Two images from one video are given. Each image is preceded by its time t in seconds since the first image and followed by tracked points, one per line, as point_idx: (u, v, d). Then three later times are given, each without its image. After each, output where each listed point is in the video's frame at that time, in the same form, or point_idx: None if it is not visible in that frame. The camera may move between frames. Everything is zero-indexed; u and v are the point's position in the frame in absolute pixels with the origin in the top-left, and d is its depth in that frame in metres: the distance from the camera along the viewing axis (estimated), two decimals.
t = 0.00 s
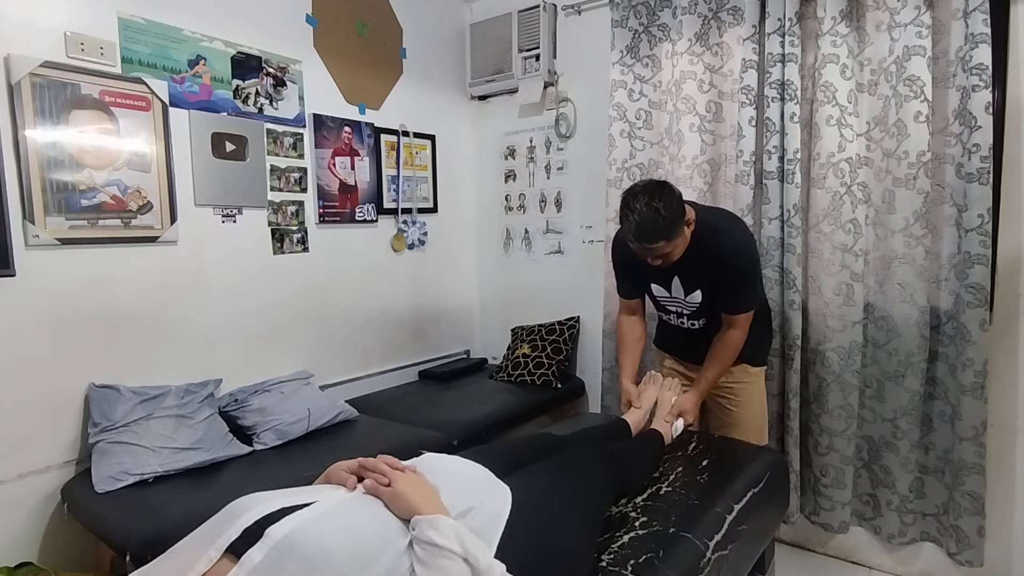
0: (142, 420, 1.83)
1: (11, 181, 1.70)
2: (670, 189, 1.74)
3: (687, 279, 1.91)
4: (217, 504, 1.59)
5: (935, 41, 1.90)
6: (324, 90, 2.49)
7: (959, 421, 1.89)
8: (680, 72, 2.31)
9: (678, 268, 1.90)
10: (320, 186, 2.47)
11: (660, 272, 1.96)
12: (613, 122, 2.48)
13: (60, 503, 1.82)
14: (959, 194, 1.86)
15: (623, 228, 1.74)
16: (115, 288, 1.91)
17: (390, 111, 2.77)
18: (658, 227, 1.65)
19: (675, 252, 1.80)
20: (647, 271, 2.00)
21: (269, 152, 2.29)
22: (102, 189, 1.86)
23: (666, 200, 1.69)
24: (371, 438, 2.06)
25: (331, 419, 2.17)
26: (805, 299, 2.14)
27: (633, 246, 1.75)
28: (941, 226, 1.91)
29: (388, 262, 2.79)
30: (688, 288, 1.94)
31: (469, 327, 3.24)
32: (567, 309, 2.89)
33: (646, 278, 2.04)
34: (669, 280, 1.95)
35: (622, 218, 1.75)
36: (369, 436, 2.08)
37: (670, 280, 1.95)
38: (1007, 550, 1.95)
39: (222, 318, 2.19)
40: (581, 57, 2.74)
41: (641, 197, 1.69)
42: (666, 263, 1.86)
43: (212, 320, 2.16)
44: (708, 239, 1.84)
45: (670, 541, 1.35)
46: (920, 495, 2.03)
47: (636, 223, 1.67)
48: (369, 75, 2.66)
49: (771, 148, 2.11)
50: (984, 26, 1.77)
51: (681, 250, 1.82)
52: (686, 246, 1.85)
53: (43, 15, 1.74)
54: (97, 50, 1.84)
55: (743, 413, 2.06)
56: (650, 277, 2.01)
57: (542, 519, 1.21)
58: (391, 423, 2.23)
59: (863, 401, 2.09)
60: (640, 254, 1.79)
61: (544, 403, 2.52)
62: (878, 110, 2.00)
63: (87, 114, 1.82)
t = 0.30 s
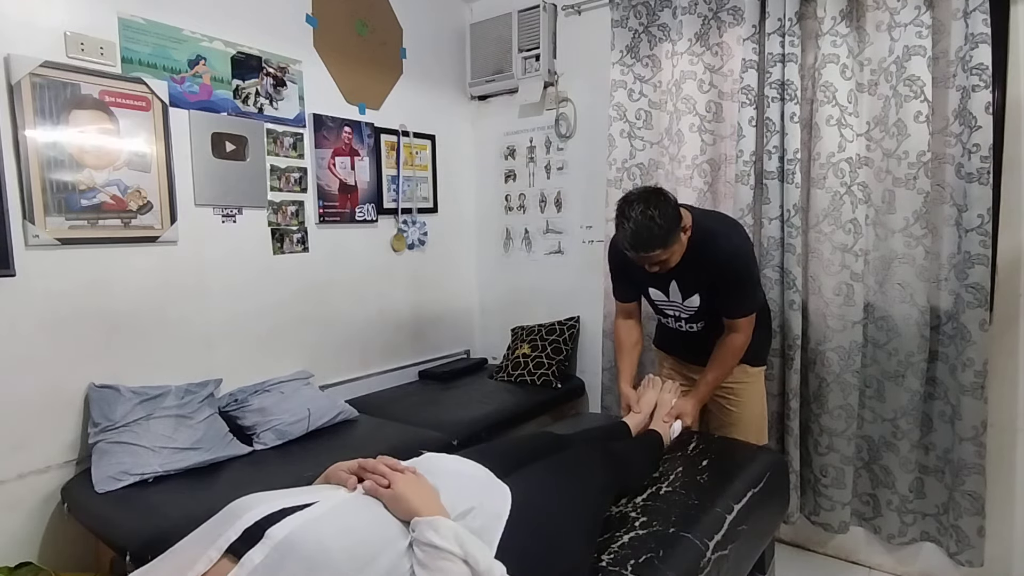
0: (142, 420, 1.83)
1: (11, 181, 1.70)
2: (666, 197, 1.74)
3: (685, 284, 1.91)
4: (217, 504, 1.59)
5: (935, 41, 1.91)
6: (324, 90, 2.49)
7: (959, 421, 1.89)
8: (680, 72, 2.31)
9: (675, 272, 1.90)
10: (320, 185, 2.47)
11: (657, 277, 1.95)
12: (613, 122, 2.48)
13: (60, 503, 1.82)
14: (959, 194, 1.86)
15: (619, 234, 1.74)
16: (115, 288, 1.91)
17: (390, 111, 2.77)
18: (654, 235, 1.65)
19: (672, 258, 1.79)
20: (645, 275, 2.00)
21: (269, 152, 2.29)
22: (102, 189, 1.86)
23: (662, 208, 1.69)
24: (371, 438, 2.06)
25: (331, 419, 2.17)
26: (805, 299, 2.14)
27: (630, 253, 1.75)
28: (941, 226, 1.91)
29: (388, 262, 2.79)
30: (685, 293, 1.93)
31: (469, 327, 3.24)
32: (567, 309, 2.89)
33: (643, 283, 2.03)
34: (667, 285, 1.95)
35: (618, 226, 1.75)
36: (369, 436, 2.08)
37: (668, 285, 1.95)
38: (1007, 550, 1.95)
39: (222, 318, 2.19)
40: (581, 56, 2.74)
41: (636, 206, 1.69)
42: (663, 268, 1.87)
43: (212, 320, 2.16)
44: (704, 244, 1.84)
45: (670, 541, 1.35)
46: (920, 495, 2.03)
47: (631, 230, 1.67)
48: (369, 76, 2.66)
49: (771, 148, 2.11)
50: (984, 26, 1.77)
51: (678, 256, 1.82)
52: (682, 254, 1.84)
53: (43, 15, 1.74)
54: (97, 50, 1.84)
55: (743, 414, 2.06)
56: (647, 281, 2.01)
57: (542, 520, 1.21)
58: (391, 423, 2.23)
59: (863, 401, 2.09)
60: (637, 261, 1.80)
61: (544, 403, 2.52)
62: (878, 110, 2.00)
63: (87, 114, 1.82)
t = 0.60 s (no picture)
0: (142, 420, 1.83)
1: (11, 182, 1.70)
2: (664, 190, 1.73)
3: (685, 284, 1.92)
4: (217, 504, 1.59)
5: (935, 41, 1.91)
6: (324, 90, 2.49)
7: (959, 421, 1.89)
8: (680, 72, 2.31)
9: (676, 271, 1.90)
10: (320, 186, 2.47)
11: (657, 276, 1.96)
12: (614, 121, 2.48)
13: (60, 503, 1.82)
14: (959, 194, 1.86)
15: (617, 230, 1.74)
16: (115, 288, 1.91)
17: (390, 111, 2.77)
18: (652, 228, 1.66)
19: (672, 254, 1.79)
20: (644, 276, 2.00)
21: (269, 152, 2.28)
22: (102, 189, 1.86)
23: (660, 201, 1.69)
24: (371, 438, 2.06)
25: (331, 419, 2.17)
26: (805, 299, 2.14)
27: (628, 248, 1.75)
28: (941, 226, 1.91)
29: (388, 262, 2.79)
30: (686, 292, 1.94)
31: (469, 327, 3.24)
32: (567, 309, 2.89)
33: (643, 284, 2.04)
34: (667, 285, 1.95)
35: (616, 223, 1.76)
36: (369, 436, 2.08)
37: (668, 285, 1.95)
38: (1007, 550, 1.95)
39: (222, 318, 2.19)
40: (581, 56, 2.74)
41: (634, 200, 1.69)
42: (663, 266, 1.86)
43: (212, 320, 2.16)
44: (705, 242, 1.84)
45: (670, 541, 1.35)
46: (920, 495, 2.03)
47: (630, 225, 1.68)
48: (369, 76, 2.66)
49: (771, 148, 2.11)
50: (984, 26, 1.77)
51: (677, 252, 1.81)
52: (683, 246, 1.85)
53: (43, 15, 1.74)
54: (97, 50, 1.84)
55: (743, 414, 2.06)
56: (646, 281, 2.01)
57: (542, 520, 1.21)
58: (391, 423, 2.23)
59: (863, 401, 2.09)
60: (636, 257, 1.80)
61: (544, 403, 2.52)
62: (878, 110, 1.99)
63: (87, 114, 1.82)
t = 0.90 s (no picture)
0: (142, 420, 1.83)
1: (11, 181, 1.70)
2: (665, 189, 1.73)
3: (684, 287, 1.91)
4: (218, 504, 1.59)
5: (935, 41, 1.91)
6: (324, 90, 2.49)
7: (959, 421, 1.89)
8: (680, 72, 2.31)
9: (674, 275, 1.90)
10: (320, 186, 2.47)
11: (656, 279, 1.96)
12: (613, 122, 2.48)
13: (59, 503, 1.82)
14: (959, 194, 1.86)
15: (618, 229, 1.75)
16: (115, 288, 1.91)
17: (390, 111, 2.77)
18: (653, 227, 1.66)
19: (672, 254, 1.79)
20: (645, 279, 2.00)
21: (269, 152, 2.28)
22: (102, 189, 1.86)
23: (661, 200, 1.69)
24: (371, 438, 2.06)
25: (331, 419, 2.17)
26: (805, 299, 2.14)
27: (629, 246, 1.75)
28: (941, 226, 1.91)
29: (388, 262, 2.79)
30: (684, 295, 1.94)
31: (469, 327, 3.24)
32: (567, 309, 2.89)
33: (643, 286, 2.04)
34: (666, 288, 1.95)
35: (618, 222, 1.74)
36: (369, 436, 2.08)
37: (667, 288, 1.95)
38: (1008, 550, 1.95)
39: (222, 317, 2.19)
40: (581, 56, 2.74)
41: (635, 198, 1.70)
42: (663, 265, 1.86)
43: (212, 320, 2.16)
44: (705, 244, 1.84)
45: (670, 541, 1.35)
46: (920, 495, 2.03)
47: (630, 224, 1.68)
48: (369, 76, 2.66)
49: (771, 148, 2.11)
50: (984, 26, 1.77)
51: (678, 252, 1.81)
52: (683, 249, 1.85)
53: (43, 15, 1.74)
54: (97, 50, 1.84)
55: (744, 415, 2.06)
56: (646, 284, 2.01)
57: (542, 520, 1.21)
58: (391, 423, 2.23)
59: (863, 401, 2.09)
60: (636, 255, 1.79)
61: (544, 403, 2.52)
62: (878, 110, 2.00)
63: (88, 114, 1.82)
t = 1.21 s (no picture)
0: (142, 420, 1.83)
1: (11, 182, 1.70)
2: (669, 177, 1.74)
3: (682, 288, 1.91)
4: (218, 504, 1.59)
5: (935, 41, 1.90)
6: (324, 90, 2.49)
7: (959, 421, 1.89)
8: (680, 73, 2.31)
9: (672, 275, 1.90)
10: (320, 186, 2.47)
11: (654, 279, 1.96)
12: (613, 122, 2.48)
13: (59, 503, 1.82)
14: (959, 194, 1.86)
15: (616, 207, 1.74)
16: (115, 288, 1.91)
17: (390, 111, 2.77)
18: (649, 198, 1.66)
19: (667, 241, 1.74)
20: (643, 280, 2.00)
21: (269, 152, 2.28)
22: (102, 189, 1.86)
23: (663, 181, 1.70)
24: (371, 438, 2.06)
25: (331, 419, 2.17)
26: (805, 299, 2.14)
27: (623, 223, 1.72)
28: (941, 226, 1.91)
29: (388, 262, 2.79)
30: (682, 296, 1.94)
31: (469, 327, 3.24)
32: (567, 309, 2.89)
33: (641, 287, 2.03)
34: (665, 288, 1.95)
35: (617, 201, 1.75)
36: (369, 436, 2.08)
37: (666, 288, 1.95)
38: (1008, 550, 1.95)
39: (222, 317, 2.19)
40: (581, 56, 2.74)
41: (637, 174, 1.71)
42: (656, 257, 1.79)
43: (212, 320, 2.16)
44: (704, 247, 1.83)
45: (670, 541, 1.35)
46: (920, 495, 2.03)
47: (630, 196, 1.67)
48: (369, 76, 2.66)
49: (771, 148, 2.11)
50: (984, 26, 1.77)
51: (673, 242, 1.76)
52: (684, 240, 1.84)
53: (43, 16, 1.74)
54: (97, 50, 1.84)
55: (744, 415, 2.06)
56: (644, 284, 2.01)
57: (542, 520, 1.21)
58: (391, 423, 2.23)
59: (863, 402, 2.09)
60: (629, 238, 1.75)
61: (544, 403, 2.52)
62: (878, 110, 1.99)
63: (88, 114, 1.82)
